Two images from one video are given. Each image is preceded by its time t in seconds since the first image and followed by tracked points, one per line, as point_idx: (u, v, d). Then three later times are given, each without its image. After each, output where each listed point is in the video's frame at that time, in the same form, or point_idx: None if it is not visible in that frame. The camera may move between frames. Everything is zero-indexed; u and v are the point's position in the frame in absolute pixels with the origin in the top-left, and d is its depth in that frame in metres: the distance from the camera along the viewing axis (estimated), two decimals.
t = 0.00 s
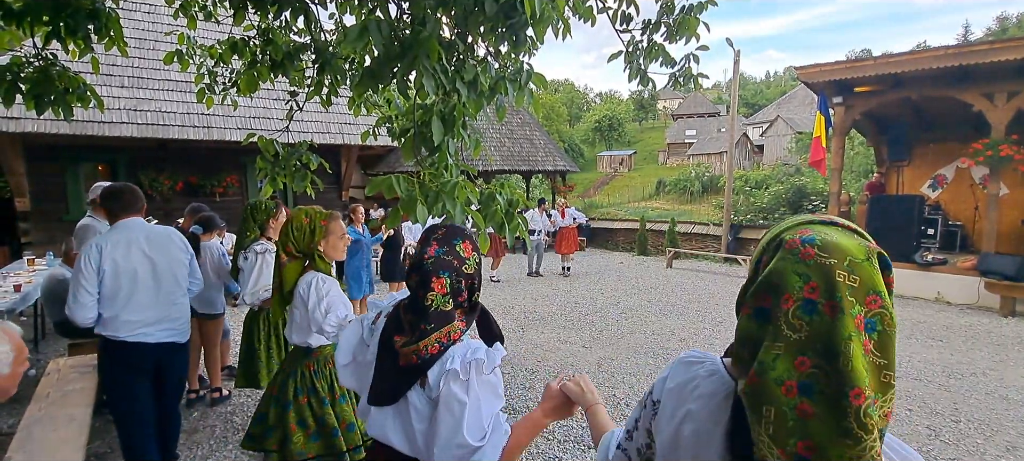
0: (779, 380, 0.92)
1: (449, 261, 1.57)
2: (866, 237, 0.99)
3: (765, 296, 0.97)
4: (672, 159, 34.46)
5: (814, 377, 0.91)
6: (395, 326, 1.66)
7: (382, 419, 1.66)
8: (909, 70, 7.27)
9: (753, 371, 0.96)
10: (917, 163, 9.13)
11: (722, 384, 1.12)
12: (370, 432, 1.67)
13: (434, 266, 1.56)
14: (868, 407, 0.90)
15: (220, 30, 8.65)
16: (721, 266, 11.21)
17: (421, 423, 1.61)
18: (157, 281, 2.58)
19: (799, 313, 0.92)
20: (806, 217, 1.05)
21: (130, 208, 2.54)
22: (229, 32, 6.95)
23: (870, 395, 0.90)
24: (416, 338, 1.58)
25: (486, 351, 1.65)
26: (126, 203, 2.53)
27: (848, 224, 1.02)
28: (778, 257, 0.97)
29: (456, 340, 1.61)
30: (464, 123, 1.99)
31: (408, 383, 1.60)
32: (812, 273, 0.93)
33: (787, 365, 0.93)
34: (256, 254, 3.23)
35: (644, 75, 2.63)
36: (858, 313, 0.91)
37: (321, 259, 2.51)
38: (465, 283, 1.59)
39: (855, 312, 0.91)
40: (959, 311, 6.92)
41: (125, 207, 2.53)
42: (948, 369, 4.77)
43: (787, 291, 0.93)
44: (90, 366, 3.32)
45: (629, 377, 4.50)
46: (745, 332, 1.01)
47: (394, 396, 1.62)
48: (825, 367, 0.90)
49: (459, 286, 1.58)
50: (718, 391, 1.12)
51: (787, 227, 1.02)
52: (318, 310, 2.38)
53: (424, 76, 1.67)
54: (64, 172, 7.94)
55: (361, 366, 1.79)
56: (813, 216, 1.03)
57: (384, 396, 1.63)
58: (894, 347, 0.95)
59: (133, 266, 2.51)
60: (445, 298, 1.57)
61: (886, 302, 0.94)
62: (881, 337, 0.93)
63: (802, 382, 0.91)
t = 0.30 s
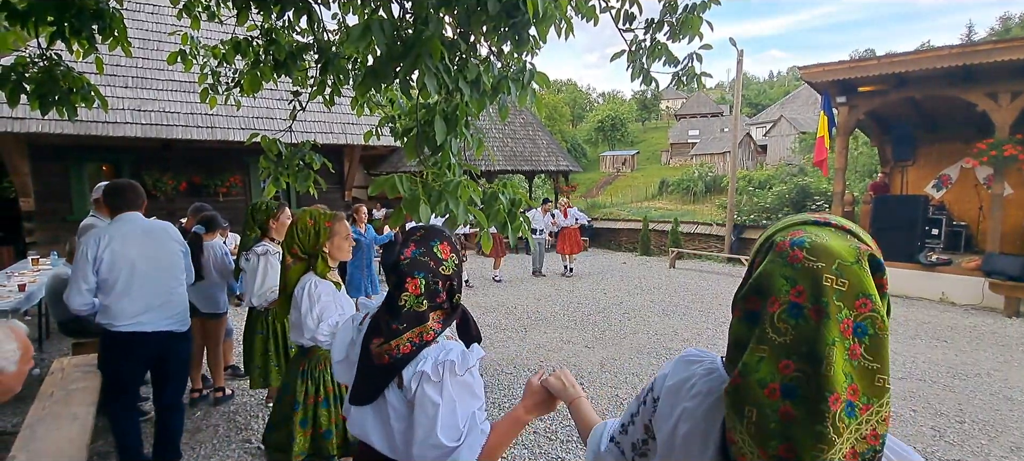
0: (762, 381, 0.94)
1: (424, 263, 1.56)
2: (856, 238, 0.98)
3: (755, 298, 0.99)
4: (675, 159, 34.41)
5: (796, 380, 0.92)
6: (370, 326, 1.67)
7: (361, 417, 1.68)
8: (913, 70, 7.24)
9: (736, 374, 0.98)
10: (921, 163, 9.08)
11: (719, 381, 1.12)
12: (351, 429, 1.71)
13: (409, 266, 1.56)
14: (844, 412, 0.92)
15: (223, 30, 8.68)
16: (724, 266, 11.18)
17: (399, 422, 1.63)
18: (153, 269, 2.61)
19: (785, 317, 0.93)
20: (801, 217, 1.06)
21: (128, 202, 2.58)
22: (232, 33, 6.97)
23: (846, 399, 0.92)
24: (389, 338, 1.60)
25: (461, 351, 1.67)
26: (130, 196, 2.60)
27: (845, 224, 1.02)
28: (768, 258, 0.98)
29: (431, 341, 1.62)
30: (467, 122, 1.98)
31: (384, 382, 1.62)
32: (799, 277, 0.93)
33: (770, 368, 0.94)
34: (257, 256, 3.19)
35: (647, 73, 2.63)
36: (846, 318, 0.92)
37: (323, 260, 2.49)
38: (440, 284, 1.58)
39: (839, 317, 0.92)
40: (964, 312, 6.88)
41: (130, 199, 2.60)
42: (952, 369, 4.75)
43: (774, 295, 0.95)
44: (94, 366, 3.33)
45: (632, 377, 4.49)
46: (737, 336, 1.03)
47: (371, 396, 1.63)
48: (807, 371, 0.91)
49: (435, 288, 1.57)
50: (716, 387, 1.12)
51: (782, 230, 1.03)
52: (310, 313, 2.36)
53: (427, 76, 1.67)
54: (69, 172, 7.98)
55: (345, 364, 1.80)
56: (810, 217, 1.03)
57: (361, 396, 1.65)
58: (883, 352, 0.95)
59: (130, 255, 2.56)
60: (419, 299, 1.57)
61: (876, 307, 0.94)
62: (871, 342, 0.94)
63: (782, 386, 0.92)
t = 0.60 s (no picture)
0: (796, 402, 0.93)
1: (436, 273, 1.55)
2: (899, 252, 0.98)
3: (788, 313, 0.99)
4: (676, 159, 34.38)
5: (832, 401, 0.92)
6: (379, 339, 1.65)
7: (371, 433, 1.66)
8: (914, 70, 7.23)
9: (766, 391, 0.97)
10: (923, 163, 9.06)
11: (745, 399, 1.14)
12: (362, 443, 1.70)
13: (419, 276, 1.54)
14: (887, 437, 0.91)
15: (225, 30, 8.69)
16: (725, 267, 11.17)
17: (413, 439, 1.60)
18: (129, 265, 2.60)
19: (822, 334, 0.93)
20: (842, 229, 1.06)
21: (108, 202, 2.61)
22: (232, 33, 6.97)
23: (889, 424, 0.91)
24: (400, 351, 1.57)
25: (478, 366, 1.62)
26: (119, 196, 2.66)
27: (888, 239, 1.01)
28: (804, 272, 0.98)
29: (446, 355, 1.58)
30: (468, 123, 1.98)
31: (397, 397, 1.59)
32: (839, 292, 0.93)
33: (805, 387, 0.93)
34: (262, 259, 3.21)
35: (647, 73, 2.62)
36: (888, 338, 0.92)
37: (329, 266, 2.50)
38: (452, 295, 1.57)
39: (882, 337, 0.92)
40: (965, 312, 6.87)
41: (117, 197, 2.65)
42: (954, 370, 4.74)
43: (810, 311, 0.94)
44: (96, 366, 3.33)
45: (632, 377, 4.49)
46: (766, 349, 1.03)
47: (383, 411, 1.62)
48: (844, 392, 0.91)
49: (447, 299, 1.56)
50: (742, 407, 1.13)
51: (820, 239, 1.02)
52: (316, 319, 2.35)
53: (428, 76, 1.67)
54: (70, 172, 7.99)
55: (357, 377, 1.79)
56: (848, 228, 1.03)
57: (372, 410, 1.63)
58: (928, 374, 0.94)
59: (106, 251, 2.57)
60: (429, 311, 1.55)
61: (922, 328, 0.93)
62: (913, 364, 0.94)
63: (818, 406, 0.92)
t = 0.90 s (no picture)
0: (939, 438, 0.80)
1: (479, 272, 1.45)
2: None
3: (918, 332, 0.85)
4: (677, 160, 34.38)
5: (985, 434, 0.79)
6: (422, 350, 1.53)
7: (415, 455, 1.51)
8: (916, 70, 7.22)
9: (896, 423, 0.83)
10: (925, 163, 9.04)
11: (853, 435, 1.00)
12: None
13: (464, 275, 1.45)
14: None
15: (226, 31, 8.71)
16: (726, 267, 11.16)
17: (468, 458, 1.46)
18: (111, 264, 2.61)
19: (971, 357, 0.79)
20: (962, 229, 0.93)
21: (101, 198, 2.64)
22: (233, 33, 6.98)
23: None
24: (447, 361, 1.46)
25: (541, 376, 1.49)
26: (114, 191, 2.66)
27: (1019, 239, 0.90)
28: (931, 281, 0.85)
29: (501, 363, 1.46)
30: (468, 123, 1.99)
31: (448, 412, 1.46)
32: (987, 306, 0.80)
33: (951, 419, 0.80)
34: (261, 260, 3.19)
35: (648, 74, 2.63)
36: None
37: (340, 265, 2.40)
38: (502, 297, 1.46)
39: None
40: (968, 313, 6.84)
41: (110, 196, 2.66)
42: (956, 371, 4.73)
43: (954, 328, 0.81)
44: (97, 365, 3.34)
45: (633, 377, 4.49)
46: (883, 371, 0.90)
47: (432, 428, 1.48)
48: (999, 422, 0.79)
49: (496, 301, 1.45)
50: (853, 442, 0.99)
51: (941, 240, 0.91)
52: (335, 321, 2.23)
53: (428, 75, 1.67)
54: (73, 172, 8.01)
55: (393, 392, 1.71)
56: (974, 230, 0.91)
57: (419, 428, 1.50)
58: None
59: (89, 251, 2.61)
60: (478, 312, 1.45)
61: None
62: None
63: (968, 443, 0.79)
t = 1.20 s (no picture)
0: None
1: (494, 273, 1.39)
2: None
3: None
4: (678, 160, 34.35)
5: None
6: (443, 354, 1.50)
7: None
8: (918, 71, 7.21)
9: None
10: (926, 164, 9.04)
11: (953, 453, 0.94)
12: None
13: (477, 274, 1.41)
14: None
15: (228, 30, 8.71)
16: (727, 268, 11.15)
17: None
18: (107, 269, 2.65)
19: None
20: None
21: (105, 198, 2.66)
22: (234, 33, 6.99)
23: None
24: (451, 363, 1.42)
25: (571, 401, 1.35)
26: (121, 188, 2.65)
27: None
28: None
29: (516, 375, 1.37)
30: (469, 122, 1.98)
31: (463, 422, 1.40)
32: None
33: None
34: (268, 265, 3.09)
35: (650, 74, 2.62)
36: None
37: (348, 268, 2.31)
38: (522, 303, 1.38)
39: None
40: (968, 314, 6.83)
41: (116, 194, 2.66)
42: (957, 372, 4.73)
43: None
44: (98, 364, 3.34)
45: (633, 378, 4.49)
46: (993, 382, 0.83)
47: (447, 439, 1.42)
48: None
49: (512, 307, 1.38)
50: None
51: None
52: (338, 323, 2.15)
53: (430, 75, 1.67)
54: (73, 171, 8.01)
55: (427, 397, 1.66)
56: None
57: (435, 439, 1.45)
58: None
59: (87, 253, 2.67)
60: (488, 317, 1.39)
61: None
62: None
63: None
